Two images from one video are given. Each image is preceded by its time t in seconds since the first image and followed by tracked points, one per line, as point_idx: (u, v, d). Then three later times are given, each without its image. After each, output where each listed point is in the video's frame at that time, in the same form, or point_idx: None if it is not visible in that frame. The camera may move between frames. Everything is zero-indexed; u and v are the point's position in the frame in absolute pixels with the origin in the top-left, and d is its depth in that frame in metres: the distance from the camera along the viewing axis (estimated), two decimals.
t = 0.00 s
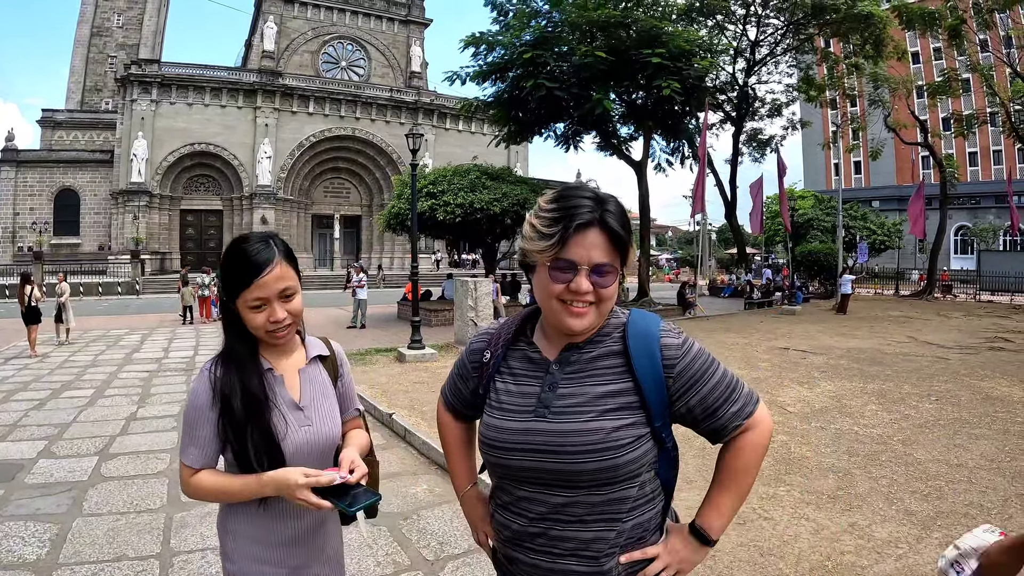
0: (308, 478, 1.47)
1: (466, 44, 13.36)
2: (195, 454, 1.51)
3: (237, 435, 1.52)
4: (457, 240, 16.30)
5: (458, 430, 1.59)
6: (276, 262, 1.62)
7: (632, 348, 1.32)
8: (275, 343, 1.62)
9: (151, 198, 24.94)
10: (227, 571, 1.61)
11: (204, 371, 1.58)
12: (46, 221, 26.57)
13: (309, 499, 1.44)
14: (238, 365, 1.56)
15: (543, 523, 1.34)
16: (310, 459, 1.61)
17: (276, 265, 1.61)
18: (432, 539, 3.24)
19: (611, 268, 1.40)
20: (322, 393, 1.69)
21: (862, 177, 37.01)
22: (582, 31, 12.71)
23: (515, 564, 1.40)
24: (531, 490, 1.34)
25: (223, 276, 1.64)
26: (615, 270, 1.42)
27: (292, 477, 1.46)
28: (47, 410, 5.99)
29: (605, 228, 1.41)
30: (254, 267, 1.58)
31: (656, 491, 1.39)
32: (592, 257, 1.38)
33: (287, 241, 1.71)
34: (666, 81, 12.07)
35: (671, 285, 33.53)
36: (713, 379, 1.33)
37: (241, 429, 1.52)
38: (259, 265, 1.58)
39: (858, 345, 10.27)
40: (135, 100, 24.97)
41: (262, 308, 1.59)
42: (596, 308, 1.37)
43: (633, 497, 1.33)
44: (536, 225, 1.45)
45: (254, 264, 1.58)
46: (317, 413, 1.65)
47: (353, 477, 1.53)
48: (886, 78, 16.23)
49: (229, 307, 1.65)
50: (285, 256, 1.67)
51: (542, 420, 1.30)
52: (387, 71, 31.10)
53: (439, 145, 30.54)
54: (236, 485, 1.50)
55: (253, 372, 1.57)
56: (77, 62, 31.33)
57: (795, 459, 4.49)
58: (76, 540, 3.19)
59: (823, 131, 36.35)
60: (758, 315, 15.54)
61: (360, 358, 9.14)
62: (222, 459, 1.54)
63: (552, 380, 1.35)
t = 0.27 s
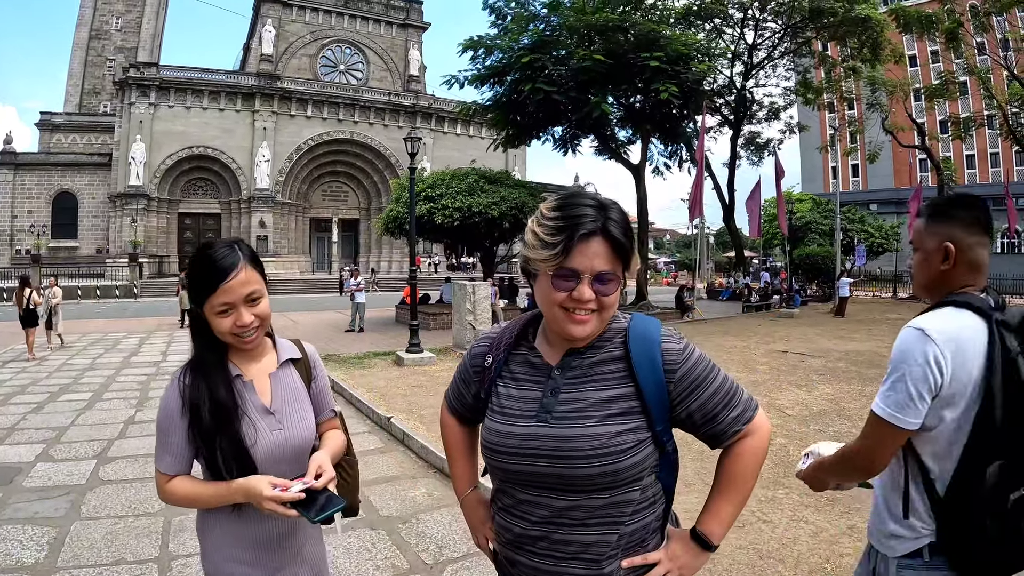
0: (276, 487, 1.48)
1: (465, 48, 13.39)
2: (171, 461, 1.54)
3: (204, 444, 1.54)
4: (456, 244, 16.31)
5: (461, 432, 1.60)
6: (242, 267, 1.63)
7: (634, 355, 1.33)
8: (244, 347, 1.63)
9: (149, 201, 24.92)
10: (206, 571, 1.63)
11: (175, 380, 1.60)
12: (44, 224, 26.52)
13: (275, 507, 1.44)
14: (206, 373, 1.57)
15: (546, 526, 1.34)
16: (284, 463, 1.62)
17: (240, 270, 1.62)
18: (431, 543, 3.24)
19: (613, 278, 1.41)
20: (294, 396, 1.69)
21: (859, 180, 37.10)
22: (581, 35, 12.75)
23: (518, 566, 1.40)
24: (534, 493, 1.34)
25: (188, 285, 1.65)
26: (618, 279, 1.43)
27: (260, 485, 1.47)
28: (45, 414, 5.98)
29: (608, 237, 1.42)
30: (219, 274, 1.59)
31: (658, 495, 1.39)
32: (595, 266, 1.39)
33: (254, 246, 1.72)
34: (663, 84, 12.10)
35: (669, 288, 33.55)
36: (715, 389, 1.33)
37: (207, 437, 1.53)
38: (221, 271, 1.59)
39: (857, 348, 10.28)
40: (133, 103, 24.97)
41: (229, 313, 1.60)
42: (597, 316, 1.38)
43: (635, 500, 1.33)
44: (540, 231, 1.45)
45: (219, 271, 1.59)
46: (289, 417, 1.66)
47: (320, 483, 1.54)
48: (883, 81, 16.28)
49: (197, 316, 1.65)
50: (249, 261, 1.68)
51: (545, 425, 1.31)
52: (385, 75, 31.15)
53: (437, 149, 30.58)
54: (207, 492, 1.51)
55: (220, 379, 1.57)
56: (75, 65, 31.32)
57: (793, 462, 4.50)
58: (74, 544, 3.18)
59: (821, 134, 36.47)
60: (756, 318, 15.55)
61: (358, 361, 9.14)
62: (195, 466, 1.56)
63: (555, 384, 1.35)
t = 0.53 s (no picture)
0: (248, 497, 1.49)
1: (464, 50, 13.42)
2: (151, 469, 1.55)
3: (182, 453, 1.55)
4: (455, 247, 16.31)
5: (461, 434, 1.60)
6: (216, 274, 1.64)
7: (637, 357, 1.33)
8: (222, 355, 1.63)
9: (148, 204, 24.91)
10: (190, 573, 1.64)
11: (153, 392, 1.61)
12: (43, 226, 26.50)
13: (246, 517, 1.45)
14: (181, 382, 1.57)
15: (551, 528, 1.34)
16: (260, 469, 1.63)
17: (214, 277, 1.62)
18: (432, 545, 3.24)
19: (616, 280, 1.42)
20: (270, 403, 1.69)
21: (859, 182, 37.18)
22: (580, 38, 12.80)
23: (521, 569, 1.40)
24: (537, 497, 1.34)
25: (163, 293, 1.64)
26: (620, 281, 1.43)
27: (233, 494, 1.48)
28: (44, 416, 5.97)
29: (610, 240, 1.43)
30: (193, 282, 1.59)
31: (657, 496, 1.40)
32: (599, 268, 1.39)
33: (226, 254, 1.72)
34: (663, 87, 12.11)
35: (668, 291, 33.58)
36: (713, 390, 1.34)
37: (184, 446, 1.54)
38: (195, 279, 1.59)
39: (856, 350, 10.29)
40: (133, 105, 24.97)
41: (206, 321, 1.60)
42: (600, 319, 1.38)
43: (638, 500, 1.34)
44: (543, 234, 1.45)
45: (192, 279, 1.59)
46: (267, 424, 1.67)
47: (290, 492, 1.54)
48: (882, 83, 16.32)
49: (174, 324, 1.65)
50: (222, 268, 1.68)
51: (550, 428, 1.30)
52: (384, 78, 31.20)
53: (436, 151, 30.61)
54: (185, 500, 1.53)
55: (196, 389, 1.57)
56: (75, 67, 31.32)
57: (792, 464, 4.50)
58: (74, 546, 3.18)
59: (820, 137, 36.52)
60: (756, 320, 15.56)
61: (357, 363, 9.14)
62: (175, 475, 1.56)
63: (558, 387, 1.35)
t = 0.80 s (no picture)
0: (230, 498, 1.49)
1: (465, 53, 13.44)
2: (142, 469, 1.57)
3: (165, 453, 1.56)
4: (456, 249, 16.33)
5: (460, 436, 1.61)
6: (195, 274, 1.64)
7: (639, 358, 1.34)
8: (204, 355, 1.64)
9: (149, 205, 24.94)
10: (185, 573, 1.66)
11: (140, 393, 1.62)
12: (44, 228, 26.52)
13: (228, 518, 1.46)
14: (164, 384, 1.59)
15: (553, 530, 1.34)
16: (249, 468, 1.63)
17: (192, 278, 1.63)
18: (431, 547, 3.23)
19: (617, 276, 1.43)
20: (253, 401, 1.69)
21: (859, 184, 37.19)
22: (580, 40, 12.83)
23: (526, 572, 1.40)
24: (538, 498, 1.35)
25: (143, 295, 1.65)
26: (620, 278, 1.44)
27: (216, 494, 1.49)
28: (44, 417, 5.97)
29: (610, 236, 1.44)
30: (171, 284, 1.59)
31: (660, 496, 1.41)
32: (599, 264, 1.40)
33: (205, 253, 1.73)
34: (663, 89, 12.10)
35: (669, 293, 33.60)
36: (709, 389, 1.35)
37: (167, 446, 1.55)
38: (173, 281, 1.59)
39: (856, 352, 10.29)
40: (134, 107, 25.00)
41: (185, 321, 1.61)
42: (602, 316, 1.39)
43: (641, 501, 1.35)
44: (543, 233, 1.46)
45: (171, 280, 1.59)
46: (253, 421, 1.66)
47: (272, 492, 1.53)
48: (882, 85, 16.32)
49: (156, 326, 1.65)
50: (202, 270, 1.68)
51: (551, 428, 1.31)
52: (385, 79, 31.25)
53: (437, 153, 30.66)
54: (174, 499, 1.54)
55: (179, 389, 1.59)
56: (76, 69, 31.38)
57: (792, 466, 4.50)
58: (74, 547, 3.18)
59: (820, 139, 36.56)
60: (756, 322, 15.55)
61: (357, 365, 9.15)
62: (163, 475, 1.58)
63: (559, 388, 1.36)
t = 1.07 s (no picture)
0: (231, 496, 1.49)
1: (465, 55, 13.47)
2: (139, 471, 1.56)
3: (163, 455, 1.56)
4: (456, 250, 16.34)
5: (461, 436, 1.61)
6: (195, 277, 1.65)
7: (637, 361, 1.34)
8: (201, 358, 1.64)
9: (150, 207, 24.96)
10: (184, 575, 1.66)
11: (138, 396, 1.62)
12: (44, 229, 26.54)
13: (229, 518, 1.46)
14: (163, 385, 1.59)
15: (552, 532, 1.35)
16: (248, 468, 1.64)
17: (192, 281, 1.64)
18: (431, 549, 3.24)
19: (614, 278, 1.43)
20: (250, 403, 1.70)
21: (860, 186, 37.20)
22: (581, 41, 12.84)
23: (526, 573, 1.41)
24: (537, 499, 1.35)
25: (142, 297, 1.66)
26: (617, 280, 1.44)
27: (217, 493, 1.49)
28: (45, 418, 5.98)
29: (606, 239, 1.44)
30: (171, 286, 1.60)
31: (662, 496, 1.41)
32: (596, 266, 1.40)
33: (205, 257, 1.74)
34: (664, 91, 12.12)
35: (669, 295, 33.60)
36: (707, 390, 1.35)
37: (166, 447, 1.55)
38: (173, 282, 1.60)
39: (857, 354, 10.29)
40: (135, 108, 25.04)
41: (184, 323, 1.61)
42: (598, 318, 1.39)
43: (640, 502, 1.35)
44: (539, 237, 1.47)
45: (171, 283, 1.60)
46: (251, 422, 1.67)
47: (275, 492, 1.54)
48: (883, 87, 16.35)
49: (154, 328, 1.65)
50: (203, 272, 1.69)
51: (549, 431, 1.31)
52: (385, 81, 31.29)
53: (437, 155, 30.70)
54: (174, 501, 1.54)
55: (178, 391, 1.59)
56: (77, 70, 31.44)
57: (793, 468, 4.50)
58: (74, 548, 3.18)
59: (820, 141, 36.58)
60: (756, 324, 15.55)
61: (358, 367, 9.15)
62: (161, 478, 1.57)
63: (557, 390, 1.36)
